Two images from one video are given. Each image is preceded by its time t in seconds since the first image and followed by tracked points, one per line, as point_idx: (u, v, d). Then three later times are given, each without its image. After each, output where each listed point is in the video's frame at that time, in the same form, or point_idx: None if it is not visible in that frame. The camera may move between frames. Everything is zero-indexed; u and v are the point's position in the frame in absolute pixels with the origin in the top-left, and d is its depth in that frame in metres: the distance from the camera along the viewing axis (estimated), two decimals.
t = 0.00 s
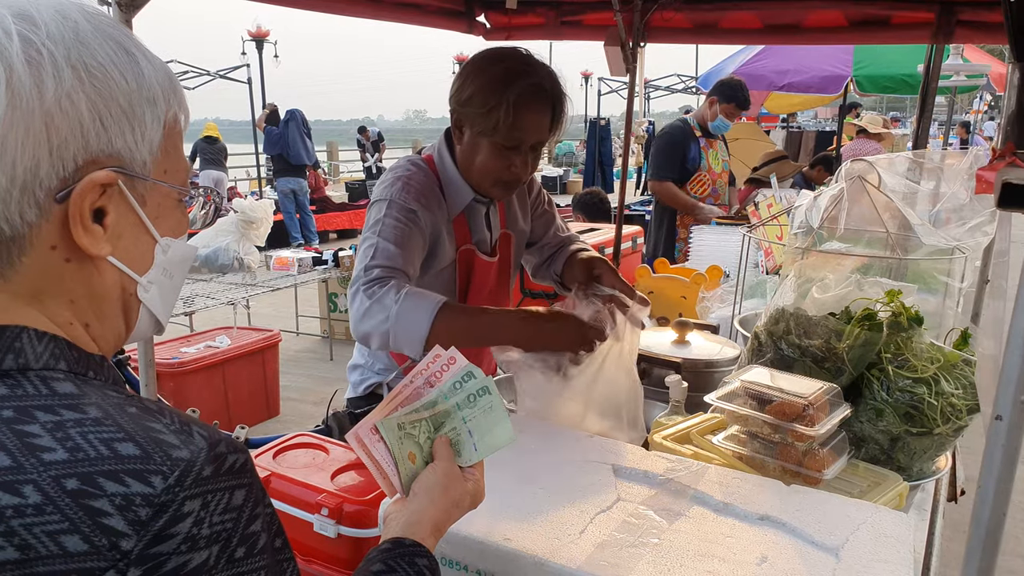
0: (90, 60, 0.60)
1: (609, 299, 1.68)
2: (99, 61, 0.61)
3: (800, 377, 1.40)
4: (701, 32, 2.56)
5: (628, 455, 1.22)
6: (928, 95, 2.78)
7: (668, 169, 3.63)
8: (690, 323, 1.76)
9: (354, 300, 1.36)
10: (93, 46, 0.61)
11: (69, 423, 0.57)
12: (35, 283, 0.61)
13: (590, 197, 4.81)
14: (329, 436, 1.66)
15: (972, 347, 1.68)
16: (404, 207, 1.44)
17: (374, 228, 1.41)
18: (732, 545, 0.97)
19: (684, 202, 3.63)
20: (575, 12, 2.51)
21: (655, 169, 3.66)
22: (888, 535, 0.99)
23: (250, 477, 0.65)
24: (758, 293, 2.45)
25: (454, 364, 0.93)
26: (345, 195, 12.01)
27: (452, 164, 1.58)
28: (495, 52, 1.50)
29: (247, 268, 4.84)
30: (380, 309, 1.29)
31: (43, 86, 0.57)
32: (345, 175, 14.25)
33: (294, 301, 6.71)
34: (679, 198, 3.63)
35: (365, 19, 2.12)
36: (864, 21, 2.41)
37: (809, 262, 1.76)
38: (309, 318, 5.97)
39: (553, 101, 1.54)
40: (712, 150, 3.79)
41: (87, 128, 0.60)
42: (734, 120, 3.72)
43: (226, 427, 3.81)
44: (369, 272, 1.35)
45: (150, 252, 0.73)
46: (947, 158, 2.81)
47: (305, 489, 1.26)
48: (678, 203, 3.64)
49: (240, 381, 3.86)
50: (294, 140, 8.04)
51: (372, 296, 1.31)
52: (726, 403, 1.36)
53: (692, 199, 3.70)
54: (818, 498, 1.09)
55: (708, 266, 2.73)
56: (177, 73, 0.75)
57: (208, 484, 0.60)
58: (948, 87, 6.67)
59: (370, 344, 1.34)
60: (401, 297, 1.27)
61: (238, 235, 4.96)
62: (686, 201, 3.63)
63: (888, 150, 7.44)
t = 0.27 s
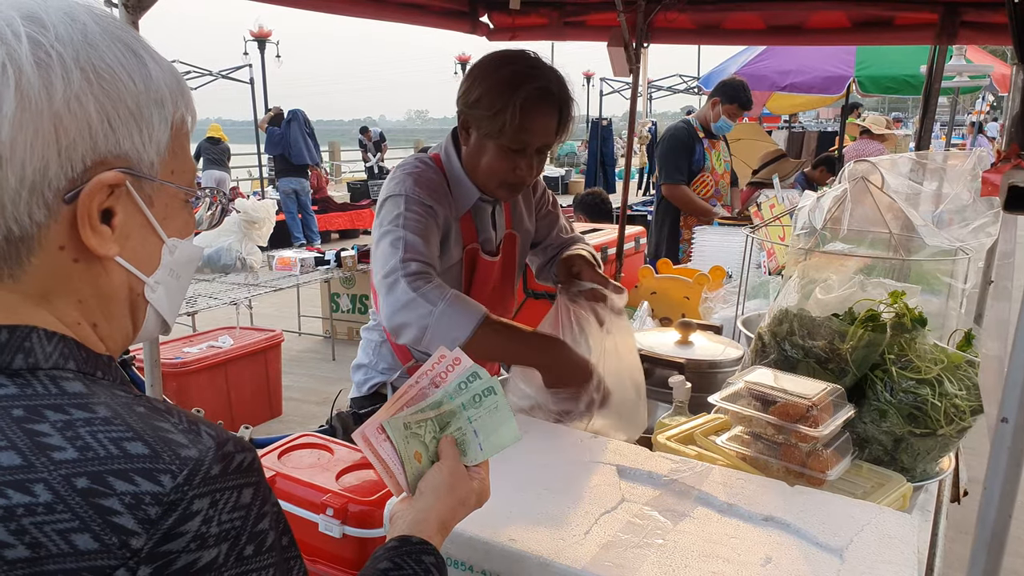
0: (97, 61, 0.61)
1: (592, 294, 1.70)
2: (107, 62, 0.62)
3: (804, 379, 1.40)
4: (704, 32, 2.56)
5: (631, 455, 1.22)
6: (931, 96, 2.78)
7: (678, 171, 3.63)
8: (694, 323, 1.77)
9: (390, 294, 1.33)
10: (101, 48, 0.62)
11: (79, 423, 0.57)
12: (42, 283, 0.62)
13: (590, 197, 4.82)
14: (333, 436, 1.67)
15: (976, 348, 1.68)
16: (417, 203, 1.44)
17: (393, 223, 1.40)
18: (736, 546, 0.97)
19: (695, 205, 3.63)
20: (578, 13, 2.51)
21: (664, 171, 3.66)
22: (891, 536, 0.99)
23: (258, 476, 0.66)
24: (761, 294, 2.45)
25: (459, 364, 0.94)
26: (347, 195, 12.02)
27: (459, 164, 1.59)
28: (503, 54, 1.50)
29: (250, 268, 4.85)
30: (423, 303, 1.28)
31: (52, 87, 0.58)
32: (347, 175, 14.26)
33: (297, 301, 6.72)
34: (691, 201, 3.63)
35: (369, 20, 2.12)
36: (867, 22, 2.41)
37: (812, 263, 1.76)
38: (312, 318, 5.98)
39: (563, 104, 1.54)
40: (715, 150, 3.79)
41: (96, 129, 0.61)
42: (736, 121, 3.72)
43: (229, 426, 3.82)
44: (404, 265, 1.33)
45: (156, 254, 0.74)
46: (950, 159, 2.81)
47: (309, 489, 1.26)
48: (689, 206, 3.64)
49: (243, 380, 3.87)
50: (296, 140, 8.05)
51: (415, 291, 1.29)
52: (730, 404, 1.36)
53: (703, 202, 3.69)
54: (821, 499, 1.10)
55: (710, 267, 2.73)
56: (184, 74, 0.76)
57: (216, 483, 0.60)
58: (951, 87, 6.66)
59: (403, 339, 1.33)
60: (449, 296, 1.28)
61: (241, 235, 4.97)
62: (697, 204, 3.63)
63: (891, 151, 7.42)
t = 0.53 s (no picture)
0: (102, 62, 0.61)
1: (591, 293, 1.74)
2: (111, 63, 0.62)
3: (805, 379, 1.40)
4: (706, 32, 2.56)
5: (632, 455, 1.23)
6: (933, 97, 2.78)
7: (678, 171, 3.62)
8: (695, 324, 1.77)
9: (390, 291, 1.34)
10: (105, 48, 0.62)
11: (84, 422, 0.57)
12: (47, 284, 0.62)
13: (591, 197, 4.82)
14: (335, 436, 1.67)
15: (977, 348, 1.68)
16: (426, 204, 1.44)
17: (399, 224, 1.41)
18: (738, 546, 0.97)
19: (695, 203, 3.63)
20: (580, 13, 2.51)
21: (664, 171, 3.66)
22: (893, 536, 0.99)
23: (262, 475, 0.66)
24: (762, 294, 2.45)
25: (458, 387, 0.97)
26: (348, 195, 12.03)
27: (471, 168, 1.59)
28: (520, 63, 1.50)
29: (251, 268, 4.86)
30: (421, 305, 1.29)
31: (55, 87, 0.58)
32: (348, 175, 14.27)
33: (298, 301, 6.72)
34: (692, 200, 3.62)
35: (372, 20, 2.13)
36: (869, 22, 2.41)
37: (813, 263, 1.76)
38: (313, 318, 5.98)
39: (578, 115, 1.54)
40: (716, 151, 3.79)
41: (99, 130, 0.61)
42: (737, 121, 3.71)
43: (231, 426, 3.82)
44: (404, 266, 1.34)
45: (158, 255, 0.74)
46: (951, 159, 2.81)
47: (311, 489, 1.26)
48: (689, 204, 3.63)
49: (244, 380, 3.87)
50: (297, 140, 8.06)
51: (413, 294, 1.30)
52: (731, 404, 1.36)
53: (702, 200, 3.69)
54: (823, 499, 1.10)
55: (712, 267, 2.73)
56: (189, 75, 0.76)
57: (220, 483, 0.61)
58: (952, 87, 6.65)
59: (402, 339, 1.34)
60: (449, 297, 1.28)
61: (242, 235, 4.97)
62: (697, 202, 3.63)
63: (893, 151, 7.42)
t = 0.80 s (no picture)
0: (91, 61, 0.60)
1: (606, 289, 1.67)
2: (102, 61, 0.61)
3: (810, 380, 1.39)
4: (709, 32, 2.55)
5: (636, 456, 1.22)
6: (936, 97, 2.77)
7: (677, 170, 3.62)
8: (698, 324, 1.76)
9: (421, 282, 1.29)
10: (97, 46, 0.61)
11: (84, 423, 0.57)
12: (36, 286, 0.61)
13: (592, 196, 4.81)
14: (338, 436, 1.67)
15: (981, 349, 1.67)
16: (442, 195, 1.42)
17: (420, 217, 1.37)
18: (743, 548, 0.97)
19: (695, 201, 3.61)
20: (583, 13, 2.50)
21: (663, 170, 3.66)
22: (899, 538, 0.99)
23: (264, 476, 0.65)
24: (766, 294, 2.44)
25: (459, 396, 1.00)
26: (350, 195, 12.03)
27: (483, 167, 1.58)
28: (523, 55, 1.51)
29: (253, 268, 4.86)
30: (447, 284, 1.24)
31: (40, 85, 0.57)
32: (349, 175, 14.26)
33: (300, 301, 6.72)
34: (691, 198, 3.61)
35: (374, 20, 2.12)
36: (873, 21, 2.40)
37: (817, 264, 1.76)
38: (315, 318, 5.98)
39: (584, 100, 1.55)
40: (718, 151, 3.78)
41: (87, 130, 0.60)
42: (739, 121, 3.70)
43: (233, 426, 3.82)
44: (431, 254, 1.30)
45: (154, 258, 0.73)
46: (955, 159, 2.80)
47: (314, 490, 1.26)
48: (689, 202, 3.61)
49: (246, 380, 3.87)
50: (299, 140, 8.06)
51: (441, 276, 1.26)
52: (736, 405, 1.36)
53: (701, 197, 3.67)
54: (828, 501, 1.09)
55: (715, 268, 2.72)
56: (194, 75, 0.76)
57: (222, 484, 0.60)
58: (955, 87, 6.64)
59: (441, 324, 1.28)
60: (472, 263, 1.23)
61: (244, 234, 4.97)
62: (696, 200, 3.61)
63: (896, 151, 7.40)
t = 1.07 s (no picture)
0: (82, 59, 0.60)
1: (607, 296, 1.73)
2: (93, 60, 0.61)
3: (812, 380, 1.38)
4: (710, 31, 2.54)
5: (636, 456, 1.22)
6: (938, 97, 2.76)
7: (672, 168, 3.63)
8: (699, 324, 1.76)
9: (507, 297, 1.19)
10: (88, 45, 0.61)
11: (77, 422, 0.57)
12: (29, 286, 0.61)
13: (593, 196, 4.81)
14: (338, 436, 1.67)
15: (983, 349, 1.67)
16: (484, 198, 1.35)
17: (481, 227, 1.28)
18: (743, 549, 0.96)
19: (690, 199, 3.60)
20: (584, 12, 2.49)
21: (658, 168, 3.66)
22: (900, 539, 0.98)
23: (259, 474, 0.65)
24: (767, 294, 2.44)
25: (462, 400, 1.03)
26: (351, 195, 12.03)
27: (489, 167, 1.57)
28: (523, 53, 1.51)
29: (254, 268, 4.86)
30: (540, 301, 1.16)
31: (31, 85, 0.57)
32: (351, 175, 14.26)
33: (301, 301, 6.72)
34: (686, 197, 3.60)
35: (375, 19, 2.12)
36: (875, 21, 2.39)
37: (818, 264, 1.75)
38: (316, 317, 5.98)
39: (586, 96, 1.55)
40: (718, 151, 3.77)
41: (79, 129, 0.60)
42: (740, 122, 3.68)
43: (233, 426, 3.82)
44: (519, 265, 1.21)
45: (148, 256, 0.73)
46: (957, 159, 2.79)
47: (314, 490, 1.26)
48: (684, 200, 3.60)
49: (246, 380, 3.87)
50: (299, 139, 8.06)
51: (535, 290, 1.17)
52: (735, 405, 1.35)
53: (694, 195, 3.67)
54: (829, 502, 1.09)
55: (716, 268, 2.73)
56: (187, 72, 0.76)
57: (216, 482, 0.60)
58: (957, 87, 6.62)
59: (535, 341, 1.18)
60: (568, 292, 1.15)
61: (244, 234, 4.96)
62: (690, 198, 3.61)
63: (898, 151, 7.39)
